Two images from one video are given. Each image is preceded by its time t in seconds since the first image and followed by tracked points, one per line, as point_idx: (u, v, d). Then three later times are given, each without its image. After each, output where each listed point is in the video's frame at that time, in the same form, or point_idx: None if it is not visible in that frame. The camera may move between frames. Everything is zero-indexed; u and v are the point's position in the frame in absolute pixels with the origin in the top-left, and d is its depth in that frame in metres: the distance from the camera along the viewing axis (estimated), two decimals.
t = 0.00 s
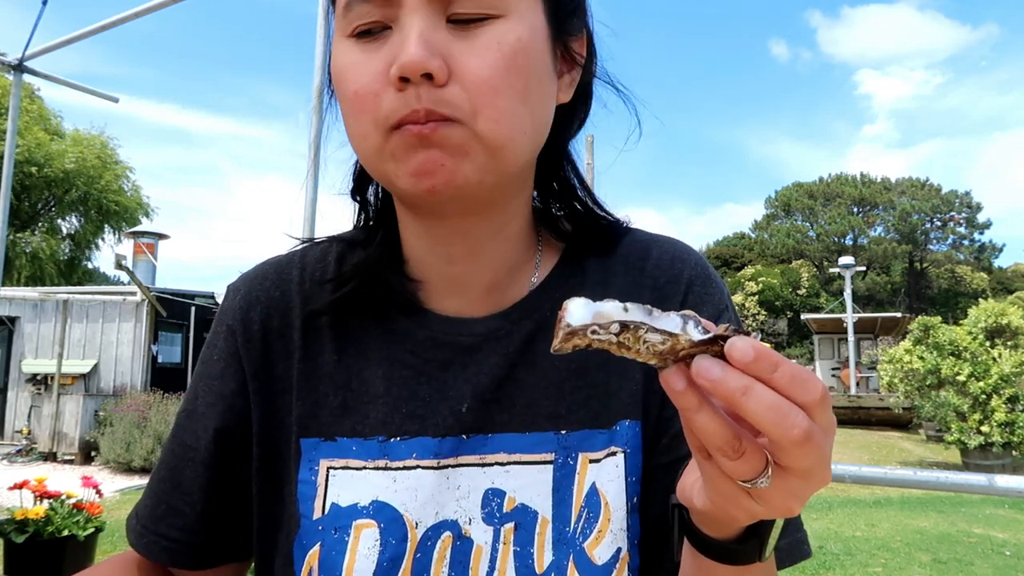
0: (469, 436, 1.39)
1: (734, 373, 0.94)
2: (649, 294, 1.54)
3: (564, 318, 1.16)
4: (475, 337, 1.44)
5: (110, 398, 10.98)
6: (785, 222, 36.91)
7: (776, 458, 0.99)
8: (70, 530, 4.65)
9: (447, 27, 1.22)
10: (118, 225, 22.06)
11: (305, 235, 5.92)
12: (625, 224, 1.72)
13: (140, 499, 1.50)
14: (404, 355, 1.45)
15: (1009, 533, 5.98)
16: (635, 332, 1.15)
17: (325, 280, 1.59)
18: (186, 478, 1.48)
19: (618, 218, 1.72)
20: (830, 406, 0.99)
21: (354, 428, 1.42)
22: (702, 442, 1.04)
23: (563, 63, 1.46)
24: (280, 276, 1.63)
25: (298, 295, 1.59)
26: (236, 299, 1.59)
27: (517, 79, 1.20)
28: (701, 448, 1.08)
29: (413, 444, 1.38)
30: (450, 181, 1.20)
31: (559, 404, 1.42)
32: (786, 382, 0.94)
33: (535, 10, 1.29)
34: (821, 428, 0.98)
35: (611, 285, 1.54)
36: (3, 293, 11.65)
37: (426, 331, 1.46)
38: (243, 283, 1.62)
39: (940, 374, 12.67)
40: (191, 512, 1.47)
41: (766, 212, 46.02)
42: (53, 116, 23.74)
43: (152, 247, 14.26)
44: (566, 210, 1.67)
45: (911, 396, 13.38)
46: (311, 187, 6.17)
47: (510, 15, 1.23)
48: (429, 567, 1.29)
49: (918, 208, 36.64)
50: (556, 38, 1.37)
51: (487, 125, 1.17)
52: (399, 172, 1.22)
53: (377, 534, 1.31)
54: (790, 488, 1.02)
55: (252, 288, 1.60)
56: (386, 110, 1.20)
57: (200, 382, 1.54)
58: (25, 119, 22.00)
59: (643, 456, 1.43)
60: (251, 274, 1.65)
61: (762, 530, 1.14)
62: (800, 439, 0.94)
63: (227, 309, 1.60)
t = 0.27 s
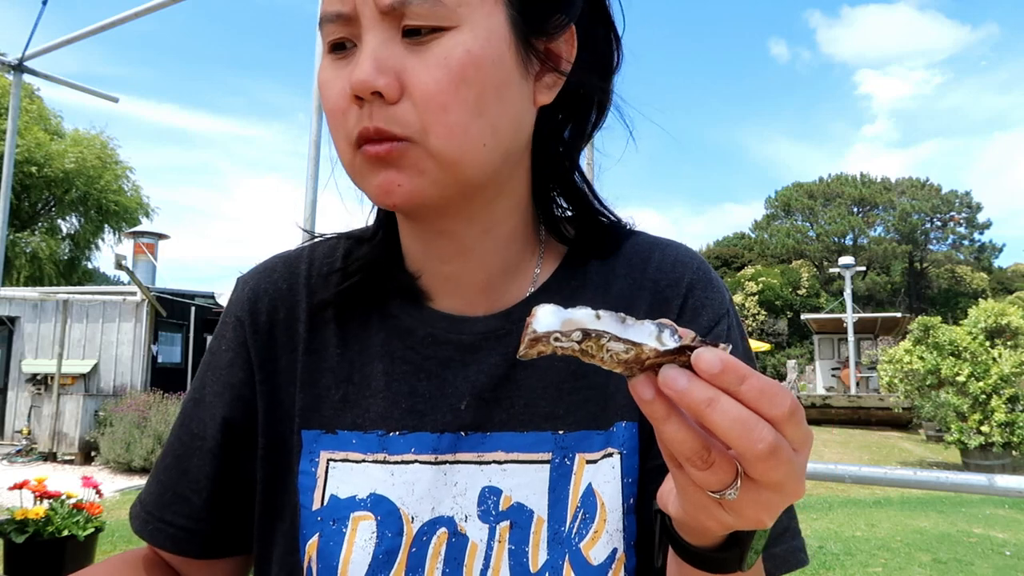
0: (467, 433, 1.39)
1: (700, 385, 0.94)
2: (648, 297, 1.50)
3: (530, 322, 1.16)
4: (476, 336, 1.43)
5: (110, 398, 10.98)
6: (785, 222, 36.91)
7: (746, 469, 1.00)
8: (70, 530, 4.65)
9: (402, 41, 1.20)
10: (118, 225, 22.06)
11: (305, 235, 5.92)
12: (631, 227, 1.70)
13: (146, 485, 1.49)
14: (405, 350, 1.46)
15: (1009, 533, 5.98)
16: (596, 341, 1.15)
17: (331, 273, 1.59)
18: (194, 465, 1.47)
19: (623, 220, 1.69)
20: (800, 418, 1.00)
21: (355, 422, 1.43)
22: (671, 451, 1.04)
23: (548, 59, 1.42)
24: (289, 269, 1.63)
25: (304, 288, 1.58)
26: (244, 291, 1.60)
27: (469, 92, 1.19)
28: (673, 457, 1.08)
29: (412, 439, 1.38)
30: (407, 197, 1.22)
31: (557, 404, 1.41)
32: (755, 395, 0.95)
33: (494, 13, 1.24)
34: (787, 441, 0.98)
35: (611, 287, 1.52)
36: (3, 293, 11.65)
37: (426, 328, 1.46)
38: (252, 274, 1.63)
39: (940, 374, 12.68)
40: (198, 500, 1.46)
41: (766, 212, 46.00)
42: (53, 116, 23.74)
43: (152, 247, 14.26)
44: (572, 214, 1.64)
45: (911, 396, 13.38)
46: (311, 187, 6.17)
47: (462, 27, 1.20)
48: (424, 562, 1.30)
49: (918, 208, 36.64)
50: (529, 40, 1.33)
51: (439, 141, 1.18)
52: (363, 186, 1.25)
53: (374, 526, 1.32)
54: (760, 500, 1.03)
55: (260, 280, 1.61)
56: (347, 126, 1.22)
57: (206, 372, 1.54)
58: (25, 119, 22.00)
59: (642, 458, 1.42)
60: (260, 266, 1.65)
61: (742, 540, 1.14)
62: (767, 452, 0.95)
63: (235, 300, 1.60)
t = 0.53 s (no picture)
0: (471, 431, 1.39)
1: (714, 394, 0.94)
2: (652, 297, 1.50)
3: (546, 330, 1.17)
4: (480, 335, 1.43)
5: (110, 398, 10.99)
6: (785, 222, 36.90)
7: (758, 479, 1.00)
8: (70, 530, 4.65)
9: (400, 47, 1.20)
10: (118, 225, 22.04)
11: (304, 235, 5.92)
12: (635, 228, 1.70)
13: (148, 479, 1.49)
14: (410, 349, 1.46)
15: (1009, 533, 5.98)
16: (612, 349, 1.15)
17: (337, 272, 1.59)
18: (197, 462, 1.47)
19: (627, 221, 1.69)
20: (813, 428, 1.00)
21: (360, 419, 1.42)
22: (683, 458, 1.04)
23: (548, 62, 1.42)
24: (295, 268, 1.63)
25: (310, 286, 1.58)
26: (251, 288, 1.60)
27: (466, 95, 1.18)
28: (684, 463, 1.08)
29: (417, 437, 1.38)
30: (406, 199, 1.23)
31: (561, 403, 1.41)
32: (768, 406, 0.95)
33: (491, 17, 1.24)
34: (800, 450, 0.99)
35: (615, 287, 1.52)
36: (3, 293, 11.65)
37: (431, 327, 1.46)
38: (258, 272, 1.62)
39: (940, 374, 12.68)
40: (200, 496, 1.46)
41: (766, 212, 45.99)
42: (53, 116, 23.74)
43: (152, 247, 14.26)
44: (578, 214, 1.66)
45: (911, 396, 13.38)
46: (311, 187, 6.17)
47: (459, 32, 1.20)
48: (428, 559, 1.30)
49: (919, 208, 36.61)
50: (528, 43, 1.32)
51: (436, 145, 1.18)
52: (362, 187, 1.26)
53: (379, 523, 1.32)
54: (770, 508, 1.03)
55: (267, 277, 1.60)
56: (345, 129, 1.22)
57: (211, 369, 1.54)
58: (25, 119, 22.00)
59: (644, 457, 1.41)
60: (267, 263, 1.65)
61: (751, 545, 1.13)
62: (779, 462, 0.95)
63: (240, 297, 1.60)
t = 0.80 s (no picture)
0: (471, 430, 1.39)
1: (702, 390, 0.94)
2: (649, 296, 1.50)
3: (534, 328, 1.16)
4: (481, 335, 1.43)
5: (111, 398, 10.99)
6: (785, 222, 36.90)
7: (748, 474, 1.00)
8: (70, 530, 4.65)
9: (407, 55, 1.20)
10: (118, 225, 22.04)
11: (304, 235, 5.92)
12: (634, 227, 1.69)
13: (148, 479, 1.49)
14: (411, 349, 1.46)
15: (1009, 533, 5.98)
16: (600, 346, 1.14)
17: (337, 274, 1.59)
18: (199, 462, 1.47)
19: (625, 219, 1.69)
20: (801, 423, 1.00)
21: (362, 419, 1.43)
22: (673, 454, 1.04)
23: (552, 68, 1.41)
24: (296, 268, 1.63)
25: (312, 288, 1.58)
26: (252, 290, 1.59)
27: (475, 107, 1.19)
28: (674, 459, 1.07)
29: (418, 436, 1.38)
30: (412, 210, 1.23)
31: (560, 401, 1.41)
32: (756, 401, 0.95)
33: (500, 27, 1.24)
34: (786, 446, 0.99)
35: (614, 286, 1.52)
36: (3, 293, 11.65)
37: (432, 326, 1.46)
38: (260, 273, 1.62)
39: (940, 374, 12.68)
40: (202, 496, 1.46)
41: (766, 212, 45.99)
42: (53, 116, 23.76)
43: (152, 247, 14.26)
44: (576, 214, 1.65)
45: (911, 396, 13.38)
46: (311, 187, 6.17)
47: (468, 43, 1.20)
48: (430, 557, 1.30)
49: (919, 208, 36.59)
50: (534, 51, 1.32)
51: (445, 158, 1.18)
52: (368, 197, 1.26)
53: (380, 522, 1.33)
54: (761, 502, 1.03)
55: (269, 278, 1.60)
56: (352, 138, 1.22)
57: (213, 369, 1.54)
58: (25, 119, 22.00)
59: (641, 455, 1.42)
60: (269, 264, 1.64)
61: (743, 541, 1.13)
62: (767, 456, 0.95)
63: (242, 298, 1.60)
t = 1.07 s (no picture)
0: (468, 431, 1.39)
1: (693, 387, 0.94)
2: (645, 297, 1.50)
3: (529, 327, 1.17)
4: (478, 336, 1.43)
5: (111, 398, 10.99)
6: (785, 222, 36.90)
7: (738, 472, 0.99)
8: (70, 530, 4.65)
9: (424, 47, 1.20)
10: (118, 225, 22.03)
11: (303, 235, 5.92)
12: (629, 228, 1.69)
13: (143, 481, 1.49)
14: (407, 352, 1.46)
15: (1009, 533, 5.98)
16: (593, 343, 1.14)
17: (331, 279, 1.59)
18: (194, 464, 1.47)
19: (620, 220, 1.69)
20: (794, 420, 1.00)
21: (358, 421, 1.43)
22: (665, 451, 1.04)
23: (556, 71, 1.43)
24: (291, 271, 1.63)
25: (305, 292, 1.58)
26: (247, 293, 1.60)
27: (494, 100, 1.19)
28: (667, 456, 1.08)
29: (414, 438, 1.38)
30: (427, 203, 1.21)
31: (556, 402, 1.41)
32: (746, 399, 0.95)
33: (517, 24, 1.25)
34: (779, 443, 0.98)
35: (610, 286, 1.51)
36: (3, 293, 11.65)
37: (429, 330, 1.46)
38: (255, 276, 1.62)
39: (940, 374, 12.68)
40: (197, 498, 1.46)
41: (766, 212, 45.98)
42: (53, 116, 23.75)
43: (152, 247, 14.26)
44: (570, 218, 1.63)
45: (911, 396, 13.38)
46: (311, 187, 6.17)
47: (488, 37, 1.21)
48: (427, 558, 1.30)
49: (919, 208, 36.57)
50: (544, 51, 1.33)
51: (462, 149, 1.17)
52: (380, 194, 1.24)
53: (377, 524, 1.32)
54: (752, 500, 1.02)
55: (262, 282, 1.60)
56: (366, 131, 1.21)
57: (208, 372, 1.53)
58: (25, 119, 22.01)
59: (637, 455, 1.41)
60: (263, 267, 1.65)
61: (739, 538, 1.12)
62: (757, 453, 0.95)
63: (235, 302, 1.60)
